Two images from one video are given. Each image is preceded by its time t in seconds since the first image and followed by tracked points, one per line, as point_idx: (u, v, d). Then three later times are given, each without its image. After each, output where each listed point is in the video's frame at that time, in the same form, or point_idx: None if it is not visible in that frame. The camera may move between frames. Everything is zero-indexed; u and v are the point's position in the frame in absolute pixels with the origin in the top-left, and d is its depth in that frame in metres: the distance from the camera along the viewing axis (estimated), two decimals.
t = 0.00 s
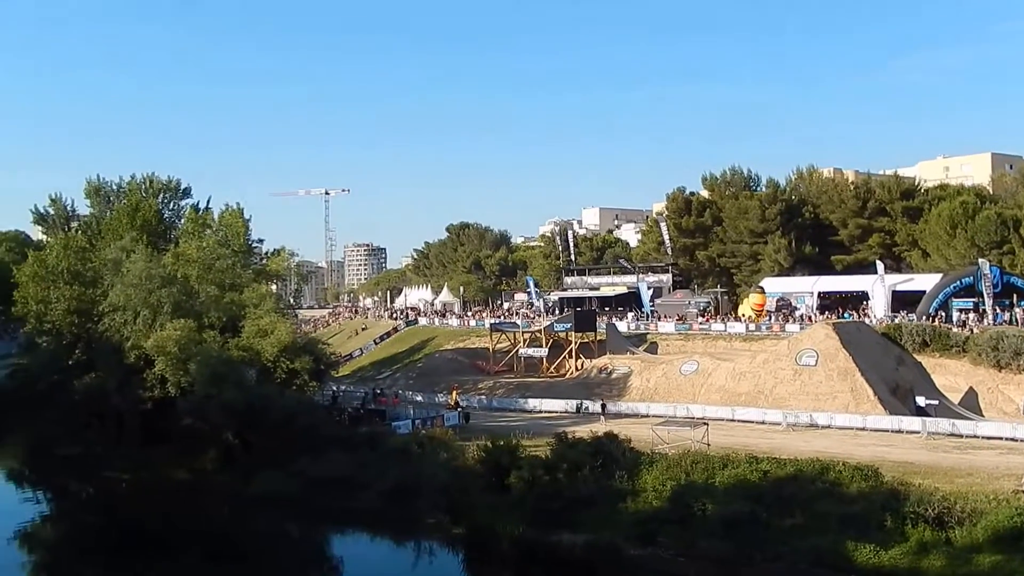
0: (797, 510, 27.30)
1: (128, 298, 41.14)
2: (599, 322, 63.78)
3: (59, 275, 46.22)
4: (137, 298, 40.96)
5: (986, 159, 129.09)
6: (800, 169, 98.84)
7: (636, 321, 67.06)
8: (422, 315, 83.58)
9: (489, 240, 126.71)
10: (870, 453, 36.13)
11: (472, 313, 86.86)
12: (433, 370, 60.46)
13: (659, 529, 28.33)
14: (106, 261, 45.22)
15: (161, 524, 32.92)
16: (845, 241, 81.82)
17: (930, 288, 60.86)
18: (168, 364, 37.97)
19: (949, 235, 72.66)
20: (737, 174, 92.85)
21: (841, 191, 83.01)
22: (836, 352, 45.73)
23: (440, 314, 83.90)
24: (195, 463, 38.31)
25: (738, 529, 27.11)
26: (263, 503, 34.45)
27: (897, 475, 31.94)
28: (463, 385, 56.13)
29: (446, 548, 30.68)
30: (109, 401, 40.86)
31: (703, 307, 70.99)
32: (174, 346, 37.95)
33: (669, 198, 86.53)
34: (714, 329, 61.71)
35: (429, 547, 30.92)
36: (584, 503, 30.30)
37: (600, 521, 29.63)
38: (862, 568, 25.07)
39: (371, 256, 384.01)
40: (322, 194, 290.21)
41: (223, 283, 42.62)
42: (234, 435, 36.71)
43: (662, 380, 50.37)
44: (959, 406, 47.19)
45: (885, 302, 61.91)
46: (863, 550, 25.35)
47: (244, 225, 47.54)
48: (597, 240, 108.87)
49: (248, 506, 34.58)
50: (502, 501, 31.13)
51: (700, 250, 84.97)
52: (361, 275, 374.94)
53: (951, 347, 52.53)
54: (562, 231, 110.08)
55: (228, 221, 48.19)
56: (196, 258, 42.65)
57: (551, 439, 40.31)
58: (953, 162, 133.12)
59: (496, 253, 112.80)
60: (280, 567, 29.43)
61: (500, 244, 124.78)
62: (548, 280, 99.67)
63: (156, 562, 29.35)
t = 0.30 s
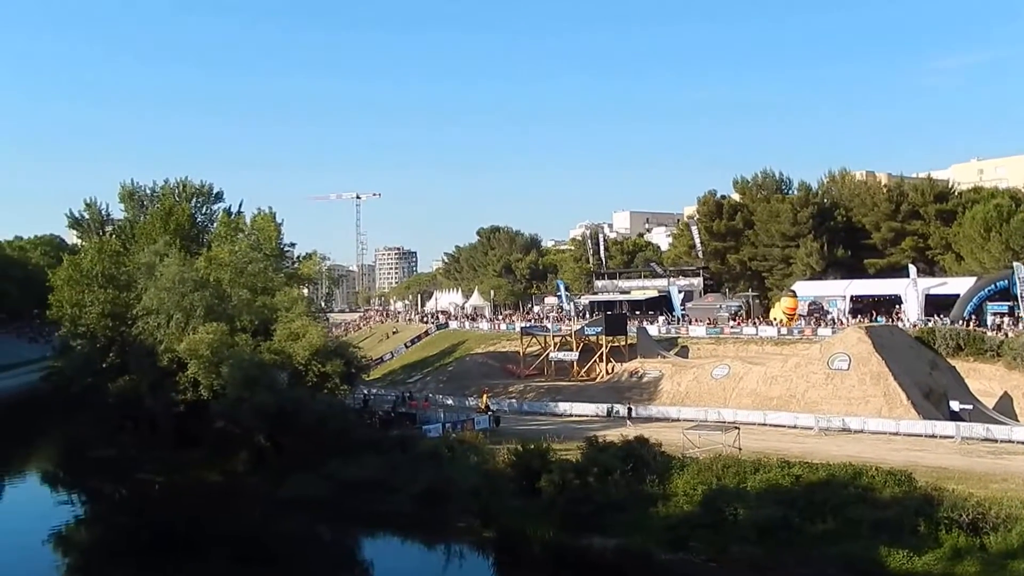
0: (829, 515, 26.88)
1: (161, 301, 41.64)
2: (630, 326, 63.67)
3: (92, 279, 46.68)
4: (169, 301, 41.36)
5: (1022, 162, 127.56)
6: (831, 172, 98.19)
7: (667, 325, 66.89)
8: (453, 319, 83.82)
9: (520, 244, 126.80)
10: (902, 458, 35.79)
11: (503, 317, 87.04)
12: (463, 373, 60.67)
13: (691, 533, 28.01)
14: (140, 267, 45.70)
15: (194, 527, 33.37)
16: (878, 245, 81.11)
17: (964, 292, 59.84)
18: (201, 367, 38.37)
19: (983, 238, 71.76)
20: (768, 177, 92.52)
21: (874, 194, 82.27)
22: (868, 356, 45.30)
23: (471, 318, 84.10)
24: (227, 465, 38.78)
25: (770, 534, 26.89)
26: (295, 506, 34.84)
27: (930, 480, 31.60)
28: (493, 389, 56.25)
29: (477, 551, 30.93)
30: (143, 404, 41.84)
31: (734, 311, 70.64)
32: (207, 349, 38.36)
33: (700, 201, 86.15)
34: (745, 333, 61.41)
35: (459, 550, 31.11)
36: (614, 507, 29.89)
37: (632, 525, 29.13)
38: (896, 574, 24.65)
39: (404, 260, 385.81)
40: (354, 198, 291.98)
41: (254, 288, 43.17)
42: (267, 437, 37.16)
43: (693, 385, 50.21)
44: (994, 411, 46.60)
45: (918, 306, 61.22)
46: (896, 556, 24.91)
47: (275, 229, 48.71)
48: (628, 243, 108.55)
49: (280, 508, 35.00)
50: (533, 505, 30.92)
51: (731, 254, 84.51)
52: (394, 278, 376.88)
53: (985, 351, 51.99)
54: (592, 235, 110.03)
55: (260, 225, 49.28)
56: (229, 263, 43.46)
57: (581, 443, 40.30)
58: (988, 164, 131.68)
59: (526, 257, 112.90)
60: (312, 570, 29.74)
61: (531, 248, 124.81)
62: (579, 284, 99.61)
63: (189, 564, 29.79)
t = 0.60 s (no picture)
0: (863, 521, 26.57)
1: (194, 304, 42.12)
2: (661, 330, 63.54)
3: (126, 282, 47.36)
4: (203, 305, 41.78)
5: None
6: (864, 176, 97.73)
7: (699, 329, 66.69)
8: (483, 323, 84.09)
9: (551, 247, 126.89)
10: (936, 463, 35.44)
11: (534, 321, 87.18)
12: (494, 377, 60.88)
13: (722, 538, 27.89)
14: (174, 270, 46.17)
15: (225, 527, 33.85)
16: (912, 248, 80.29)
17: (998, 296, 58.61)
18: (233, 370, 38.49)
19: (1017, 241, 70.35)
20: (800, 180, 91.86)
21: (907, 197, 81.68)
22: (901, 361, 44.96)
23: (501, 321, 84.33)
24: (259, 468, 39.40)
25: (802, 540, 26.59)
26: (325, 508, 35.27)
27: (964, 486, 31.25)
28: (524, 393, 56.37)
29: (507, 555, 31.09)
30: (177, 406, 42.52)
31: (766, 315, 70.24)
32: (239, 352, 38.51)
33: (732, 205, 85.73)
34: (777, 337, 61.08)
35: (489, 554, 31.28)
36: (645, 512, 29.81)
37: (662, 529, 29.20)
38: None
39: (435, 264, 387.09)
40: (385, 201, 293.20)
41: (287, 291, 43.39)
42: (298, 440, 37.84)
43: (724, 389, 50.02)
44: None
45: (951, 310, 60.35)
46: (929, 561, 24.60)
47: (308, 233, 49.44)
48: (659, 247, 108.02)
49: (311, 510, 35.43)
50: (563, 509, 31.04)
51: (763, 257, 84.05)
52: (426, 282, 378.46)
53: (1021, 356, 51.33)
54: (623, 238, 109.93)
55: (292, 229, 49.82)
56: (261, 267, 43.76)
57: (612, 447, 40.29)
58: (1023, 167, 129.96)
59: (556, 260, 112.98)
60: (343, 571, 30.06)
61: (562, 252, 124.84)
62: (609, 288, 99.63)
63: (225, 564, 30.26)
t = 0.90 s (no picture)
0: (896, 528, 26.31)
1: (227, 308, 42.56)
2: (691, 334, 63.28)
3: (161, 286, 47.83)
4: (236, 309, 42.23)
5: None
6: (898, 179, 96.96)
7: (730, 333, 66.38)
8: (513, 326, 84.18)
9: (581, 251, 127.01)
10: (971, 470, 34.98)
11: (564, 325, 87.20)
12: (524, 380, 60.94)
13: (754, 543, 27.61)
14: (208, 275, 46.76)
15: (258, 529, 34.21)
16: (946, 252, 79.36)
17: None
18: (265, 373, 38.78)
19: None
20: (832, 184, 91.17)
21: (941, 200, 81.02)
22: (935, 366, 44.53)
23: (531, 325, 84.33)
24: (291, 471, 39.79)
25: (835, 547, 26.29)
26: (356, 510, 35.54)
27: (999, 493, 30.82)
28: (553, 396, 56.35)
29: (537, 559, 31.04)
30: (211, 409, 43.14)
31: (798, 319, 69.66)
32: (272, 355, 38.78)
33: (763, 208, 85.70)
34: (809, 341, 60.57)
35: (519, 557, 31.30)
36: (675, 517, 29.68)
37: (693, 533, 29.06)
38: None
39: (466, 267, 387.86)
40: (416, 206, 294.21)
41: (319, 294, 43.65)
42: (330, 444, 38.16)
43: (755, 393, 49.70)
44: None
45: (987, 315, 59.46)
46: (965, 569, 24.26)
47: (339, 236, 49.89)
48: (689, 250, 107.30)
49: (342, 512, 35.72)
50: (593, 513, 30.93)
51: (794, 261, 83.45)
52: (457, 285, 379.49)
53: None
54: (653, 242, 109.70)
55: (324, 233, 50.03)
56: (292, 271, 43.55)
57: (642, 451, 40.14)
58: None
59: (586, 263, 112.79)
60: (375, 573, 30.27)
61: (592, 255, 124.82)
62: (639, 291, 99.56)
63: (259, 565, 30.61)
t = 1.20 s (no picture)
0: (930, 535, 26.07)
1: (260, 313, 42.85)
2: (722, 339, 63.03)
3: (195, 290, 48.46)
4: (269, 314, 42.58)
5: None
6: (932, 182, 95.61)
7: (760, 338, 66.03)
8: (542, 330, 84.21)
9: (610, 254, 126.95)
10: (1008, 476, 34.56)
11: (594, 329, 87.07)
12: (553, 385, 60.98)
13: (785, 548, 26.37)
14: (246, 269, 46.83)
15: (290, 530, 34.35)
16: (980, 256, 78.30)
17: None
18: (298, 377, 38.85)
19: None
20: (864, 188, 90.39)
21: (975, 203, 79.74)
22: (970, 371, 44.07)
23: (561, 329, 84.45)
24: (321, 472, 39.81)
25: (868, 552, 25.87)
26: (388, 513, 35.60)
27: None
28: (583, 401, 56.30)
29: (567, 562, 30.96)
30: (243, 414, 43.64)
31: (829, 323, 69.16)
32: (304, 360, 38.82)
33: (794, 213, 85.67)
34: (841, 346, 60.06)
35: (549, 561, 31.27)
36: (706, 522, 29.65)
37: (726, 538, 28.44)
38: None
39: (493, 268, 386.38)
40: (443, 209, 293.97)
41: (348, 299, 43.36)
42: (361, 446, 38.25)
43: (787, 399, 49.44)
44: None
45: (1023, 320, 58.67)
46: None
47: (370, 242, 49.55)
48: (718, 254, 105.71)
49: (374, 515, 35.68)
50: (623, 518, 30.98)
51: (826, 265, 82.87)
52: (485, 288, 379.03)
53: None
54: (683, 245, 109.15)
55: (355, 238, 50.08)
56: (324, 274, 43.60)
57: (672, 456, 40.03)
58: None
59: (616, 267, 112.62)
60: None
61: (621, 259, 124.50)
62: (669, 296, 100.04)
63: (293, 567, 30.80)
